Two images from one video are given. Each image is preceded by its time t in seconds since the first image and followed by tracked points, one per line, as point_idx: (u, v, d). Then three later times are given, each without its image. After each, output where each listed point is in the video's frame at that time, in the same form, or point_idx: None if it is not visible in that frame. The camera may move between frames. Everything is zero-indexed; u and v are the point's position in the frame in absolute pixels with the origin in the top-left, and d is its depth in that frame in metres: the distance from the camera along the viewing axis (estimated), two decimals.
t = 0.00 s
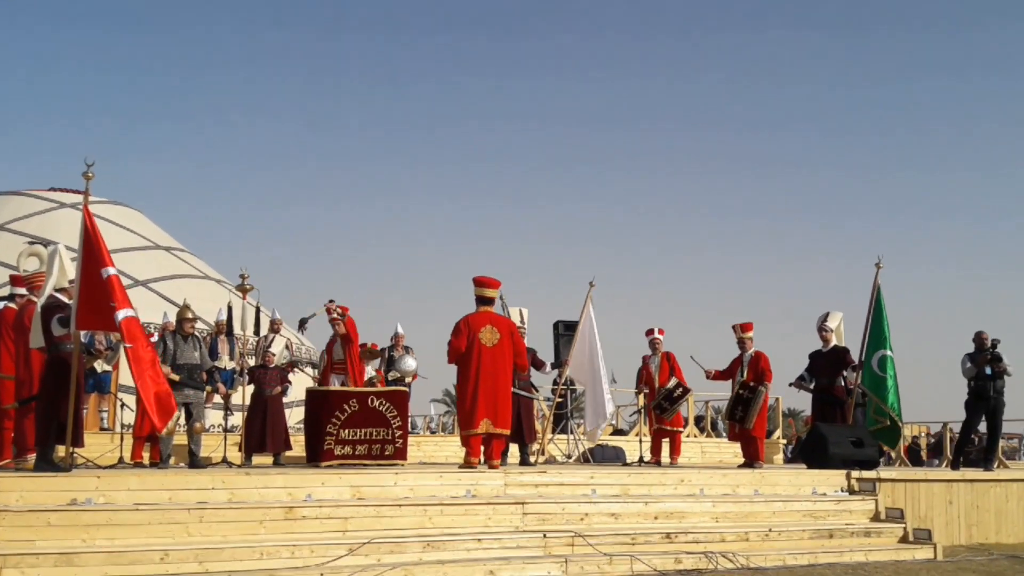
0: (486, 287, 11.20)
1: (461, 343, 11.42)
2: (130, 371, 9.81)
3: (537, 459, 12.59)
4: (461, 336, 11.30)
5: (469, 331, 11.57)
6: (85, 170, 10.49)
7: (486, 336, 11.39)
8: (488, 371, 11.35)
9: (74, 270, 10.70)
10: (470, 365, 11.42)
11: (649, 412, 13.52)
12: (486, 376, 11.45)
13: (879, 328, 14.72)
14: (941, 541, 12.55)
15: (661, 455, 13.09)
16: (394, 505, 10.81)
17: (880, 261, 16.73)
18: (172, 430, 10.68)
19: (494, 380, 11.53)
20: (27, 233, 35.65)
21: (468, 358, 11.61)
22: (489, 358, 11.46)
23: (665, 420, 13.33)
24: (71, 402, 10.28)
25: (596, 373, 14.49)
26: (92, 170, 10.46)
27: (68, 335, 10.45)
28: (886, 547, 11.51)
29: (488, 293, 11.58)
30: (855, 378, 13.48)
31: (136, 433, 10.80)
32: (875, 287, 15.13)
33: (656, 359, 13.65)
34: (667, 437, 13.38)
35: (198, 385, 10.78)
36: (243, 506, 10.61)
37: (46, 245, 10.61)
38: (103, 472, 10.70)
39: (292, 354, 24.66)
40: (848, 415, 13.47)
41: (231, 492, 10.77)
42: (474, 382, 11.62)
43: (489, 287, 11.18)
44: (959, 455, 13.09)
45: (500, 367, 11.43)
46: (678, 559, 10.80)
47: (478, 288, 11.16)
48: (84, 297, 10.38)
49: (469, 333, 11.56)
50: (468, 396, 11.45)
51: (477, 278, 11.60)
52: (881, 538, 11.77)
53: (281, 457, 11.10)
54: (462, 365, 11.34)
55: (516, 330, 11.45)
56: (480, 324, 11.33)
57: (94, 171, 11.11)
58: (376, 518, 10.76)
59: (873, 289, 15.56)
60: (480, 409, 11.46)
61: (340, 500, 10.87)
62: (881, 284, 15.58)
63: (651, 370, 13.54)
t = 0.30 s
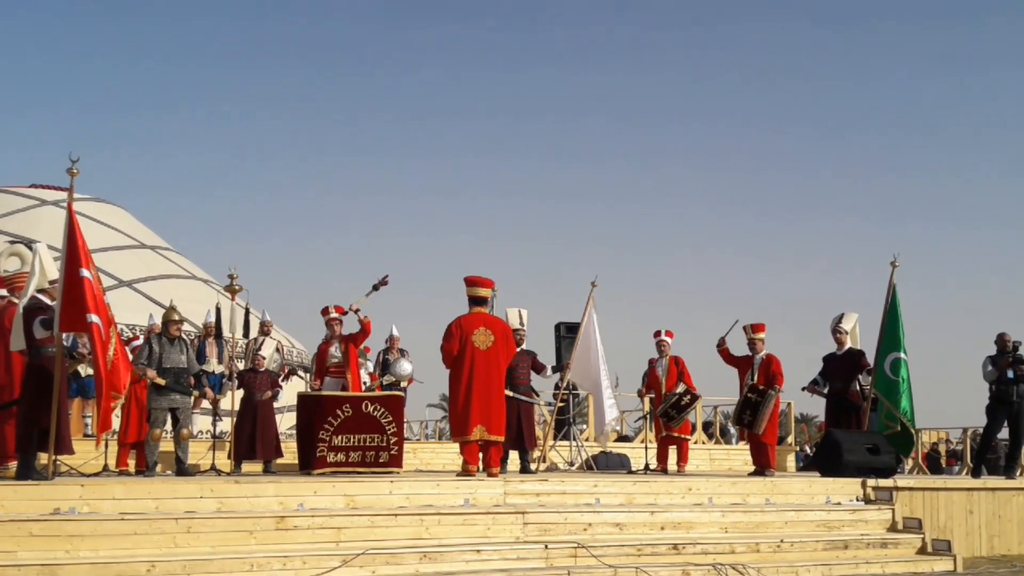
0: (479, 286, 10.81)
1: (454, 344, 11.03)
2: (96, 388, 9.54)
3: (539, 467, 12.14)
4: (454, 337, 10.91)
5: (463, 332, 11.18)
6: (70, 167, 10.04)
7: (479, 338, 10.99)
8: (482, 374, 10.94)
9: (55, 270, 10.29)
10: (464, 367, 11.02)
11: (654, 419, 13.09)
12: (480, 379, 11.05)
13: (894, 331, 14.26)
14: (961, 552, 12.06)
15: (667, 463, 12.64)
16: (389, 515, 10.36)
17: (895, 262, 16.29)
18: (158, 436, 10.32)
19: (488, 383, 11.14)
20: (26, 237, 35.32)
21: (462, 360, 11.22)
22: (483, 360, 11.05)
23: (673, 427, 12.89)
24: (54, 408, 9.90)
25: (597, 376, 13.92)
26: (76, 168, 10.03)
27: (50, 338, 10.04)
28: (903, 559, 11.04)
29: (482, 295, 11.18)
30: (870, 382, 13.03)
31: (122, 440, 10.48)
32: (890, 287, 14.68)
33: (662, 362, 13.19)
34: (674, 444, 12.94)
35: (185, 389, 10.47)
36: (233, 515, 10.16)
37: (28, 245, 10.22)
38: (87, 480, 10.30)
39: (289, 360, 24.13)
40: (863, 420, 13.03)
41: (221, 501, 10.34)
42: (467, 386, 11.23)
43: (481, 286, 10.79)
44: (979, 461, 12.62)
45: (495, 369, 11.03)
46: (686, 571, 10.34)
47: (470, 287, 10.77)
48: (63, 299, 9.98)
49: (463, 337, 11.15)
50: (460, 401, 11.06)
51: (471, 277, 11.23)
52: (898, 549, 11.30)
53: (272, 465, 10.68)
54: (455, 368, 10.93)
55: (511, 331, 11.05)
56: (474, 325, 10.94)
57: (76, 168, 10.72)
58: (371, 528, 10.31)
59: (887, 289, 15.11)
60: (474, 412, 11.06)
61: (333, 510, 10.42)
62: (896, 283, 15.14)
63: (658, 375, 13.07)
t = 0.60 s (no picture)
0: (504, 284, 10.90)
1: (481, 344, 11.10)
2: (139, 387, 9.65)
3: (570, 468, 12.12)
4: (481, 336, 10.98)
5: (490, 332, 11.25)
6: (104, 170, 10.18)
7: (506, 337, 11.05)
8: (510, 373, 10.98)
9: (90, 273, 10.44)
10: (491, 368, 11.08)
11: (686, 419, 13.03)
12: (508, 378, 11.10)
13: (930, 329, 14.13)
14: (1000, 554, 11.91)
15: (700, 464, 12.57)
16: (422, 515, 10.38)
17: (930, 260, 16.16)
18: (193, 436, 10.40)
19: (516, 383, 11.18)
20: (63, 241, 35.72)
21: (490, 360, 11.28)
22: (510, 359, 11.10)
23: (705, 429, 12.83)
24: (92, 409, 10.03)
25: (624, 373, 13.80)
26: (110, 172, 10.14)
27: (86, 339, 10.20)
28: (942, 561, 10.91)
29: (509, 295, 11.24)
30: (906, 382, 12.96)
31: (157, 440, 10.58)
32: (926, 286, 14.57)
33: (694, 362, 13.13)
34: (707, 445, 12.88)
35: (218, 390, 10.72)
36: (267, 514, 10.23)
37: (65, 248, 10.42)
38: (124, 480, 10.40)
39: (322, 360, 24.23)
40: (898, 420, 12.92)
41: (255, 501, 10.40)
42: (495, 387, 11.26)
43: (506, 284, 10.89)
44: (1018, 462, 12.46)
45: (522, 369, 11.08)
46: (719, 572, 10.28)
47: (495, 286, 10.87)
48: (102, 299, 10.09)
49: (490, 337, 11.22)
50: (488, 402, 11.10)
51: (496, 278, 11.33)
52: (936, 551, 11.18)
53: (305, 464, 10.75)
54: (482, 367, 10.99)
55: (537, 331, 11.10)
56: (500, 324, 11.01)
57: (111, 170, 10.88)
58: (404, 528, 10.34)
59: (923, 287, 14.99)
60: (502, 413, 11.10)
61: (366, 510, 10.45)
62: (931, 282, 15.02)
63: (689, 375, 13.01)
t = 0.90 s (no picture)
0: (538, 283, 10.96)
1: (517, 344, 11.12)
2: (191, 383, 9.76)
3: (609, 469, 12.07)
4: (516, 336, 11.01)
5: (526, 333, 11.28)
6: (147, 174, 10.33)
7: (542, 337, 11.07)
8: (545, 373, 10.99)
9: (132, 275, 10.56)
10: (527, 368, 11.09)
11: (726, 421, 12.93)
12: (544, 379, 11.10)
13: (974, 329, 13.94)
14: None
15: (740, 465, 12.47)
16: (461, 516, 10.39)
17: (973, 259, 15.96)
18: (235, 437, 10.47)
19: (552, 383, 11.18)
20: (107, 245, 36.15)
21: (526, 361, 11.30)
22: (546, 359, 11.11)
23: (745, 430, 12.76)
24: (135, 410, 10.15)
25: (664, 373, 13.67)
26: (152, 175, 10.24)
27: (129, 341, 10.35)
28: (987, 565, 10.78)
29: (544, 295, 11.25)
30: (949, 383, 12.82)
31: (198, 440, 10.66)
32: (969, 284, 14.39)
33: (733, 362, 13.05)
34: (747, 446, 12.80)
35: (260, 391, 10.82)
36: (307, 515, 10.28)
37: (108, 251, 10.56)
38: (166, 480, 10.50)
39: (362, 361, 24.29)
40: (942, 421, 12.78)
41: (296, 501, 10.47)
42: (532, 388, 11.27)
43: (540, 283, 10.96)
44: None
45: (558, 369, 11.08)
46: (759, 574, 10.22)
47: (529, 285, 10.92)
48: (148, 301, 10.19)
49: (526, 338, 11.23)
50: (526, 403, 11.12)
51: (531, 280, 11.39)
52: (980, 554, 11.05)
53: (345, 465, 10.81)
54: (517, 367, 11.01)
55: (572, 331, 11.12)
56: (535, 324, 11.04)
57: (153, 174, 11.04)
58: (443, 529, 10.36)
59: (967, 286, 14.80)
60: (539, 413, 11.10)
61: (405, 510, 10.49)
62: (975, 280, 14.83)
63: (729, 376, 12.90)
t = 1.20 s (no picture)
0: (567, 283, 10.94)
1: (545, 344, 11.12)
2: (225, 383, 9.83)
3: (640, 469, 12.03)
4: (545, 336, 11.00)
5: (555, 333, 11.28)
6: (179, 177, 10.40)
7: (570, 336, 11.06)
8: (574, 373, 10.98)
9: (166, 276, 10.64)
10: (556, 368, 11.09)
11: (759, 422, 12.87)
12: (573, 379, 11.09)
13: (1012, 327, 13.79)
14: None
15: (773, 465, 12.37)
16: (492, 516, 10.41)
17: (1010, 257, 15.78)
18: (268, 437, 10.53)
19: (581, 383, 11.18)
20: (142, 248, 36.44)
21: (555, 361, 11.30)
22: (575, 360, 11.10)
23: (778, 430, 12.68)
24: (169, 411, 10.25)
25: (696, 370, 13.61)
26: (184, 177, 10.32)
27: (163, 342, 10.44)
28: None
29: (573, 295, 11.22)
30: (986, 382, 12.70)
31: (232, 441, 10.73)
32: (1005, 282, 14.23)
33: (766, 362, 12.97)
34: (781, 447, 12.73)
35: (294, 391, 10.89)
36: (339, 515, 10.33)
37: (142, 253, 10.65)
38: (200, 480, 10.59)
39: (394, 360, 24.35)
40: (978, 420, 12.65)
41: (328, 501, 10.53)
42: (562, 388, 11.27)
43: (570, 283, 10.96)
44: None
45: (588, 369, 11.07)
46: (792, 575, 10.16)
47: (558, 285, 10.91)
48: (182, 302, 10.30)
49: (555, 339, 11.23)
50: (556, 404, 11.12)
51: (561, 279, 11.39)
52: (1018, 555, 10.93)
53: (377, 465, 10.86)
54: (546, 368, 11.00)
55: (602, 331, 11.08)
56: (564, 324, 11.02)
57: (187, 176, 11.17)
58: (474, 529, 10.37)
59: (1003, 284, 14.64)
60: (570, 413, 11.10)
61: (436, 510, 10.52)
62: (1011, 278, 14.67)
63: (762, 376, 12.82)
